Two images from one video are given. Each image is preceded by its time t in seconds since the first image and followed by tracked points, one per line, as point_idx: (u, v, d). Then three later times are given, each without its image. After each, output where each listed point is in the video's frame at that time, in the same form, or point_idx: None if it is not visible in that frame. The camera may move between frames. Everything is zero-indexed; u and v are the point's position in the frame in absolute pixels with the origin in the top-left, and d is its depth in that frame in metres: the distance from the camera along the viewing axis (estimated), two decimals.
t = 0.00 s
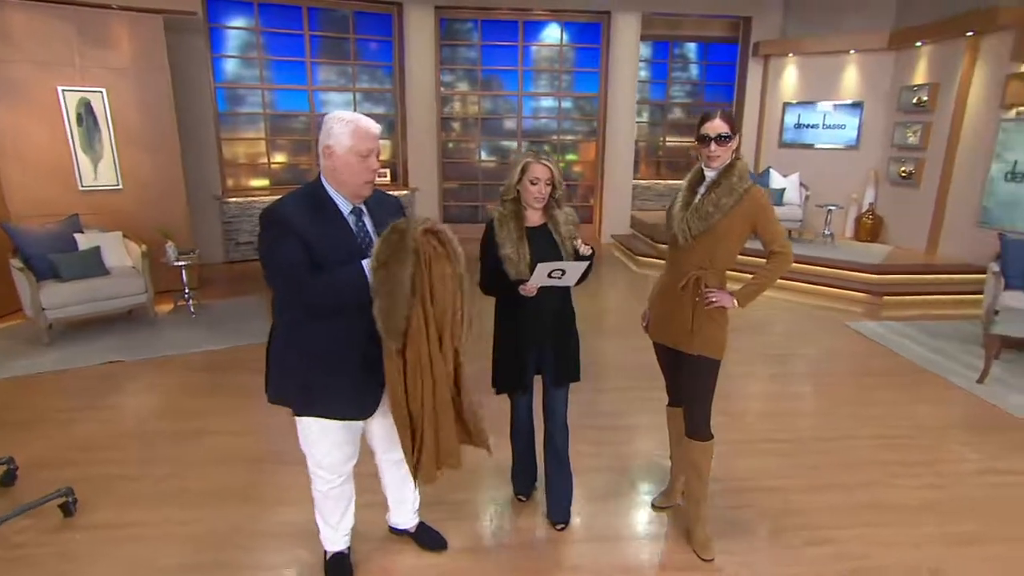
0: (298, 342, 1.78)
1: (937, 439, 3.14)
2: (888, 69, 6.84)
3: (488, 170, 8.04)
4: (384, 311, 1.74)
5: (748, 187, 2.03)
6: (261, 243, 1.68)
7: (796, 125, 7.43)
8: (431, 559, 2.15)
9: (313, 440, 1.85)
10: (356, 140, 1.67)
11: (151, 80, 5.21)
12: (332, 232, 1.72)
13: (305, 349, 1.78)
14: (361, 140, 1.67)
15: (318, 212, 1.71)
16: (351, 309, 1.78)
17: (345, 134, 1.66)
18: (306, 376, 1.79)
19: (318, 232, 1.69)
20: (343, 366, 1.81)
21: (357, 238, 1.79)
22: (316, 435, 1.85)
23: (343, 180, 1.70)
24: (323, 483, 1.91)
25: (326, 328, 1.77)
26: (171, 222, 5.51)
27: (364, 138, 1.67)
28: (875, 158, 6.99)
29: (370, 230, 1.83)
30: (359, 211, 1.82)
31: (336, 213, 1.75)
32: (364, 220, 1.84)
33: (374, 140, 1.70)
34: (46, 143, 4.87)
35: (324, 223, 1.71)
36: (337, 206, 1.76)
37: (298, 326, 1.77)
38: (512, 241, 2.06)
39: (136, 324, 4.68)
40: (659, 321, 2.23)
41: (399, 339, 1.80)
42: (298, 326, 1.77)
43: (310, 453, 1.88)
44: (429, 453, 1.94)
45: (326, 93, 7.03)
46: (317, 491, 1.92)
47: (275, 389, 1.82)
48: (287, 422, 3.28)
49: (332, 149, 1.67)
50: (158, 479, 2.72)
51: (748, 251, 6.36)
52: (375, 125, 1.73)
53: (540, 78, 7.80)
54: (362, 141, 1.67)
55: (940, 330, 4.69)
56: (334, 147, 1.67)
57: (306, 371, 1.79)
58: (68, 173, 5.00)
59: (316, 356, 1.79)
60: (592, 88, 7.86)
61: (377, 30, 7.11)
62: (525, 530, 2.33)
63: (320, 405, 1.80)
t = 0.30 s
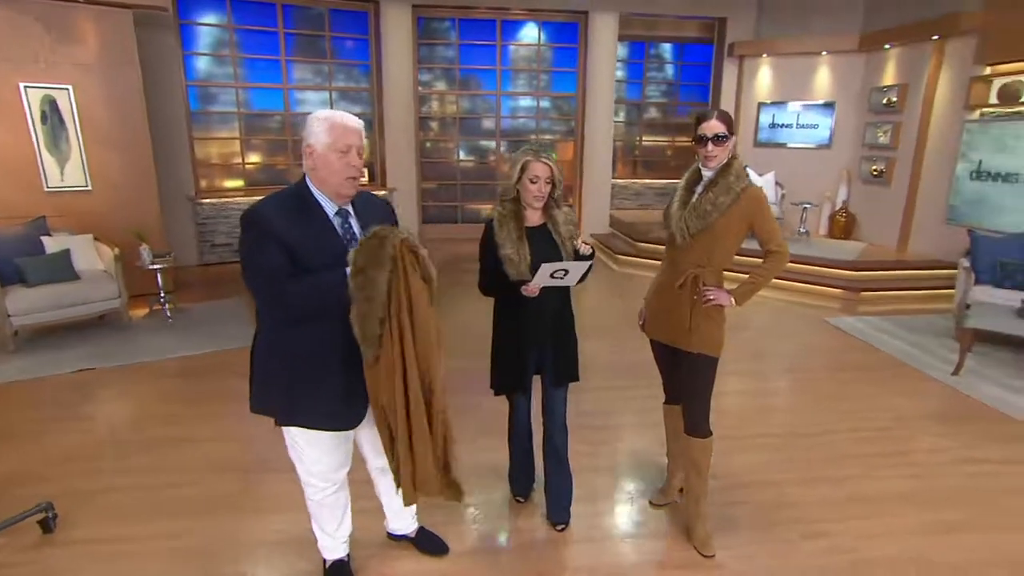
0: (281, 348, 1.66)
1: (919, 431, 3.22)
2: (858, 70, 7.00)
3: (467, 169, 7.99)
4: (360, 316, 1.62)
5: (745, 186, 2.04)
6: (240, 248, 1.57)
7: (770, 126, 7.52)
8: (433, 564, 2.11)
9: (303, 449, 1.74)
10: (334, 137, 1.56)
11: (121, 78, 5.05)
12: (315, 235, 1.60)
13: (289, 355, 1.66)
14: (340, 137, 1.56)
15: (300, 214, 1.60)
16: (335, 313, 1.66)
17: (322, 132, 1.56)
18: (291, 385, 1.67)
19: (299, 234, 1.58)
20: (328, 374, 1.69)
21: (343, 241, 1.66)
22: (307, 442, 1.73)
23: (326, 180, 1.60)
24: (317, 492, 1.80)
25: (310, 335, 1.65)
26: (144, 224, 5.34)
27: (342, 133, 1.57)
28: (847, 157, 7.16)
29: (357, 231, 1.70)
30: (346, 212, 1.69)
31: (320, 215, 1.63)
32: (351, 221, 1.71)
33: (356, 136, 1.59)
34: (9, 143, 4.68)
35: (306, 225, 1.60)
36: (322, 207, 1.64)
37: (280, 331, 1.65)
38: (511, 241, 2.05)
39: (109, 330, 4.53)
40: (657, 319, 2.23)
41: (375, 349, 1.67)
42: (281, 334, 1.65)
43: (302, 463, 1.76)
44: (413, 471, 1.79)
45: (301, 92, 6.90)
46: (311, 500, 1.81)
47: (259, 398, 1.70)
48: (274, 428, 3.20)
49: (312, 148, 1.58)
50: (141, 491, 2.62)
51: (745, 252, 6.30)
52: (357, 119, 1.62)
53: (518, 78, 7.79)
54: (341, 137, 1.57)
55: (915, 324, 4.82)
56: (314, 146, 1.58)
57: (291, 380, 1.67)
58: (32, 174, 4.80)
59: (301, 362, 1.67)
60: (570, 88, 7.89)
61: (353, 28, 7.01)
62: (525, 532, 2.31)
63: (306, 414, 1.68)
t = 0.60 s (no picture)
0: (277, 355, 1.61)
1: (900, 419, 3.31)
2: (829, 69, 7.17)
3: (445, 168, 7.94)
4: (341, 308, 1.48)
5: (740, 181, 2.06)
6: (229, 251, 1.51)
7: (745, 122, 7.71)
8: (435, 564, 2.08)
9: (305, 454, 1.70)
10: (326, 129, 1.48)
11: (89, 73, 4.88)
12: (307, 233, 1.52)
13: (285, 360, 1.61)
14: (332, 128, 1.48)
15: (292, 212, 1.52)
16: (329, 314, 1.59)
17: (313, 125, 1.47)
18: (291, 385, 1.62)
19: (290, 233, 1.50)
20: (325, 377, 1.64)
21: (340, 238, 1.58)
22: (310, 447, 1.69)
23: (321, 176, 1.52)
24: (319, 497, 1.76)
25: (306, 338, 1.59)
26: (115, 224, 5.18)
27: (333, 123, 1.48)
28: (819, 154, 7.32)
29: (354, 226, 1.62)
30: (343, 209, 1.61)
31: (315, 213, 1.55)
32: (347, 217, 1.63)
33: (348, 126, 1.51)
34: None
35: (298, 222, 1.52)
36: (317, 203, 1.56)
37: (274, 336, 1.60)
38: (507, 236, 2.04)
39: (80, 335, 4.37)
40: (654, 310, 2.21)
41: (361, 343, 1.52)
42: (278, 335, 1.59)
43: (303, 468, 1.72)
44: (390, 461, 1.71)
45: (275, 89, 6.77)
46: (312, 504, 1.77)
47: (259, 402, 1.64)
48: (260, 432, 3.13)
49: (304, 144, 1.49)
50: (125, 500, 2.53)
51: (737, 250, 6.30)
52: (347, 110, 1.54)
53: (496, 75, 7.76)
54: (333, 127, 1.48)
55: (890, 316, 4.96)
56: (306, 142, 1.49)
57: (288, 384, 1.62)
58: None
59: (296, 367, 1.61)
60: (548, 86, 7.92)
61: (328, 25, 6.90)
62: (525, 529, 2.29)
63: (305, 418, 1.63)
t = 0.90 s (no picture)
0: (292, 361, 1.58)
1: (881, 408, 3.40)
2: (803, 69, 7.32)
3: (424, 166, 7.89)
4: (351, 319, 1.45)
5: (735, 175, 2.09)
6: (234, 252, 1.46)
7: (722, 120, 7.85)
8: (437, 563, 2.07)
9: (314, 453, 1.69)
10: (333, 123, 1.46)
11: (57, 69, 4.73)
12: (315, 233, 1.49)
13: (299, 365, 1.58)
14: (338, 122, 1.46)
15: (300, 209, 1.49)
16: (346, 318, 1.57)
17: (318, 119, 1.45)
18: (305, 389, 1.59)
19: (298, 233, 1.47)
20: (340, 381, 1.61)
21: (347, 235, 1.55)
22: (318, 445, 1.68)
23: (328, 172, 1.49)
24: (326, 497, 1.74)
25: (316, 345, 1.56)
26: (87, 225, 5.03)
27: (339, 117, 1.47)
28: (794, 152, 7.48)
29: (363, 223, 1.60)
30: (349, 204, 1.59)
31: (321, 209, 1.52)
32: (354, 213, 1.60)
33: (353, 121, 1.50)
34: None
35: (306, 220, 1.49)
36: (323, 199, 1.53)
37: (287, 341, 1.57)
38: (507, 232, 2.07)
39: (53, 339, 4.23)
40: (650, 305, 2.22)
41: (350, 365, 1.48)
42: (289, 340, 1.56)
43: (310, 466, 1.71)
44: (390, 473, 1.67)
45: (251, 87, 6.63)
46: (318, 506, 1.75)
47: (274, 406, 1.61)
48: (248, 434, 3.07)
49: (310, 139, 1.47)
50: (112, 507, 2.46)
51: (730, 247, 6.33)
52: (350, 106, 1.53)
53: (474, 73, 7.75)
54: (339, 121, 1.47)
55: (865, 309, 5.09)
56: (311, 137, 1.46)
57: (306, 392, 1.59)
58: None
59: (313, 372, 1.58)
60: (526, 84, 7.92)
61: (304, 22, 6.79)
62: (526, 524, 2.30)
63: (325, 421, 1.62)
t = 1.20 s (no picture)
0: (309, 354, 1.57)
1: (867, 398, 3.49)
2: (780, 68, 7.47)
3: (407, 166, 7.83)
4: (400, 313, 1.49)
5: (731, 171, 2.12)
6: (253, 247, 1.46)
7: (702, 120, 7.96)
8: (444, 558, 2.07)
9: (330, 452, 1.66)
10: (358, 120, 1.47)
11: (27, 67, 4.59)
12: (334, 227, 1.48)
13: (316, 358, 1.56)
14: (362, 120, 1.48)
15: (316, 204, 1.48)
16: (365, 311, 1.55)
17: (343, 115, 1.45)
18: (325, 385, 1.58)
19: (317, 228, 1.46)
20: (357, 372, 1.59)
21: (363, 229, 1.54)
22: (337, 446, 1.65)
23: (351, 169, 1.49)
24: (338, 496, 1.72)
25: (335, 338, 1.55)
26: (64, 226, 4.90)
27: (362, 115, 1.49)
28: (773, 150, 7.62)
29: (376, 218, 1.58)
30: (362, 199, 1.58)
31: (337, 204, 1.51)
32: (367, 209, 1.59)
33: (370, 119, 1.53)
34: None
35: (323, 214, 1.48)
36: (339, 194, 1.52)
37: (303, 333, 1.55)
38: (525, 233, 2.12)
39: (32, 343, 4.13)
40: (649, 301, 2.24)
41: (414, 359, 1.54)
42: (307, 335, 1.55)
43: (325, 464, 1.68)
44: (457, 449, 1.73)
45: (230, 85, 6.52)
46: (329, 504, 1.74)
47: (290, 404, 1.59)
48: (241, 436, 3.03)
49: (334, 136, 1.44)
50: (105, 512, 2.41)
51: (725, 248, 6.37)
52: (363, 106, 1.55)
53: (456, 73, 7.73)
54: (361, 118, 1.48)
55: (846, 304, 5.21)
56: (336, 133, 1.44)
57: (325, 387, 1.58)
58: None
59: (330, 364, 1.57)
60: (508, 83, 7.93)
61: (284, 20, 6.71)
62: (528, 519, 2.30)
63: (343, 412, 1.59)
